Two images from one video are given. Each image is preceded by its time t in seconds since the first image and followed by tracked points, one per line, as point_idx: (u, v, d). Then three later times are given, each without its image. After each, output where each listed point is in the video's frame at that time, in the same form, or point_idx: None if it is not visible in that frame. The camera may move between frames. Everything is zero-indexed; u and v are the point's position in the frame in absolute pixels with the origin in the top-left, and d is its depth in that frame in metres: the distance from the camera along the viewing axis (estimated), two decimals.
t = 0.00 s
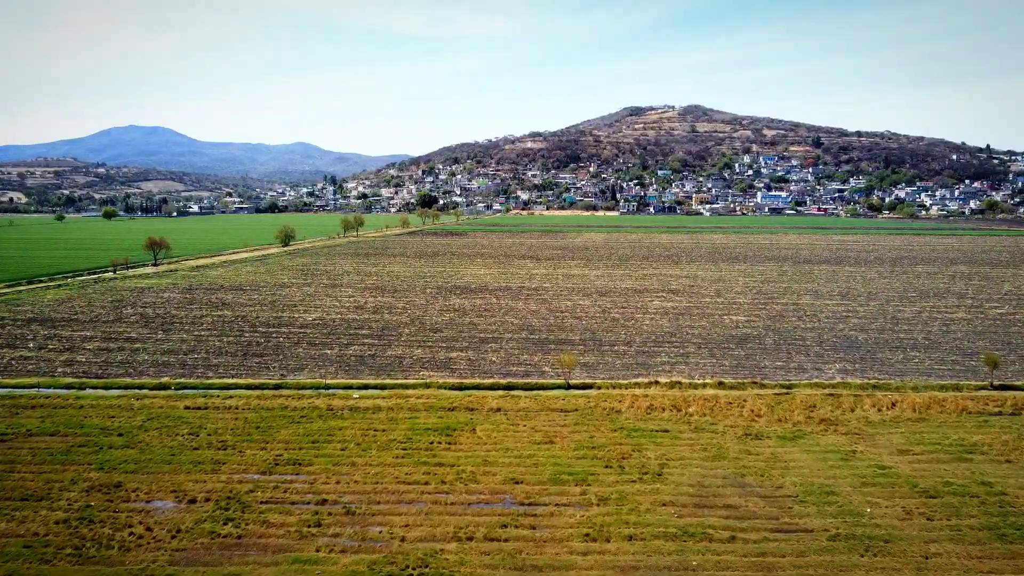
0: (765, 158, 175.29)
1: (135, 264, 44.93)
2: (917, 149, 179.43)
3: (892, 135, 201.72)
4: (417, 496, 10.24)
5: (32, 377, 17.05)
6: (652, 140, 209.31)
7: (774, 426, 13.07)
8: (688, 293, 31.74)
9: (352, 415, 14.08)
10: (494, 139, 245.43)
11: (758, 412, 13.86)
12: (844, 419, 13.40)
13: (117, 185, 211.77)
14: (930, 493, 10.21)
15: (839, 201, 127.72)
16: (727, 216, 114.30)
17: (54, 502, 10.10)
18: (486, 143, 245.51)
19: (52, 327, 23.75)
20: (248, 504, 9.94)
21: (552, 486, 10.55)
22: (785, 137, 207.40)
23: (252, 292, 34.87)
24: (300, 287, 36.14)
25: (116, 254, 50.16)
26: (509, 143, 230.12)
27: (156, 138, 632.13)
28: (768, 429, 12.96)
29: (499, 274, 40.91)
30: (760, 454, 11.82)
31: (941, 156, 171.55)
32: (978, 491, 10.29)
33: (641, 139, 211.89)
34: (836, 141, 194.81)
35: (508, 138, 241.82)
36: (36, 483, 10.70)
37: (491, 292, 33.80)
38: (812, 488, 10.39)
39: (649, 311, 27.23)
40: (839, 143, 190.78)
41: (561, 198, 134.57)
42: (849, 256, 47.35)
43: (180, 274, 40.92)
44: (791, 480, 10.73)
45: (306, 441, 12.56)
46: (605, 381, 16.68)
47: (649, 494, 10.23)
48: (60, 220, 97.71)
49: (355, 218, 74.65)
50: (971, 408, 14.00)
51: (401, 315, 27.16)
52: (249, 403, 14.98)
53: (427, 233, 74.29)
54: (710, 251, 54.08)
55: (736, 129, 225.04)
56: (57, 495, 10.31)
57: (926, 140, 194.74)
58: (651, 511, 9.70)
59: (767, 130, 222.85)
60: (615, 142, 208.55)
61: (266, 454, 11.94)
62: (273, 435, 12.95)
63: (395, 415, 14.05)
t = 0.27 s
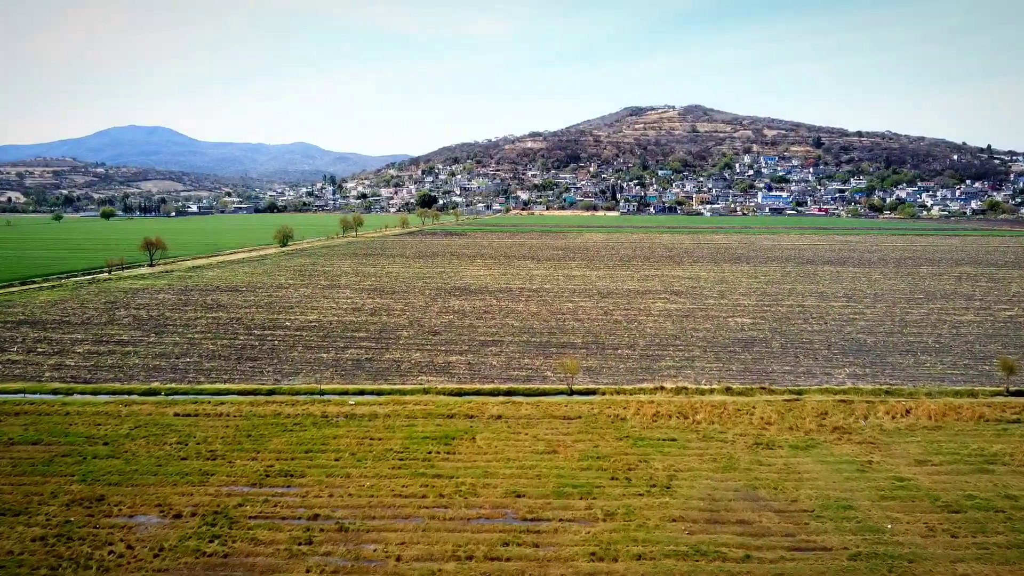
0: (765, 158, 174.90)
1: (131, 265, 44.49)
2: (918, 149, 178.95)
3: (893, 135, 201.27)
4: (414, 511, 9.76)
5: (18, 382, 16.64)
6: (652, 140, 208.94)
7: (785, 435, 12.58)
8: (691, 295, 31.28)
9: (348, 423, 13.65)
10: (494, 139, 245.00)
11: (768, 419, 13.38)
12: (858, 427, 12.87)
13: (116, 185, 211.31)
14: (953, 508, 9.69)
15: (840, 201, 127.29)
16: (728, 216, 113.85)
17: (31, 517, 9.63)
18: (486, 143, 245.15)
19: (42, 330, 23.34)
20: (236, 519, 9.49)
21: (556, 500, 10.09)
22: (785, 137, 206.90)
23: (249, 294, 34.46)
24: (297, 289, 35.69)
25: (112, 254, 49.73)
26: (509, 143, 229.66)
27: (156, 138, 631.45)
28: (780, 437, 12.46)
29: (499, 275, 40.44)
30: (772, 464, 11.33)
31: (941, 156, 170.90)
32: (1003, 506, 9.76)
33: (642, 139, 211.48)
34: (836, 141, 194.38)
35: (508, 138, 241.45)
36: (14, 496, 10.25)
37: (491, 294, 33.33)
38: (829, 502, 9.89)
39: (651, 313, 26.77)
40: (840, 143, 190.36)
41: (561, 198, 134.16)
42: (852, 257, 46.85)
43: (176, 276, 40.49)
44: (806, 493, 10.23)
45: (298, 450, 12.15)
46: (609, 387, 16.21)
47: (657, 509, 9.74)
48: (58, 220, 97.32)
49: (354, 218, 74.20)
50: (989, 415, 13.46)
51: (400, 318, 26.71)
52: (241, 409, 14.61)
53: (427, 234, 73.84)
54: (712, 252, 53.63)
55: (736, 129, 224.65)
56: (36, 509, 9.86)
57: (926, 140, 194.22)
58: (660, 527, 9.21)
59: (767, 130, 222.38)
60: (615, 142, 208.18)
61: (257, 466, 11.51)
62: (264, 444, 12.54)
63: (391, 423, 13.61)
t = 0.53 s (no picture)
0: (764, 158, 174.74)
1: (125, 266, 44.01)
2: (917, 149, 178.69)
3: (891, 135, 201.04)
4: (409, 528, 9.29)
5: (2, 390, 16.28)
6: (651, 140, 208.66)
7: (796, 444, 12.11)
8: (692, 296, 30.85)
9: (341, 432, 13.29)
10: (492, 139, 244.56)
11: (778, 427, 12.93)
12: (871, 435, 12.38)
13: (113, 186, 210.40)
14: (975, 524, 9.18)
15: (839, 201, 127.03)
16: (727, 216, 113.51)
17: (4, 535, 9.18)
18: (484, 143, 244.74)
19: (30, 335, 22.92)
20: (221, 536, 9.03)
21: (558, 515, 9.62)
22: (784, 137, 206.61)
23: (244, 298, 34.08)
24: (293, 292, 35.27)
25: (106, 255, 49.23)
26: (508, 143, 229.16)
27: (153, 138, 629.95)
28: (791, 447, 11.99)
29: (498, 276, 40.01)
30: (783, 477, 10.87)
31: (940, 156, 170.77)
32: None
33: (640, 139, 211.14)
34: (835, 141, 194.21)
35: (507, 138, 241.07)
36: None
37: (490, 296, 32.87)
38: (845, 517, 9.41)
39: (653, 315, 26.33)
40: (838, 143, 190.19)
41: (559, 199, 133.77)
42: (854, 257, 46.41)
43: (170, 277, 40.03)
44: (820, 508, 9.75)
45: (289, 460, 11.81)
46: (611, 394, 15.78)
47: (665, 525, 9.26)
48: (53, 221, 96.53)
49: (352, 218, 73.68)
50: (1006, 423, 12.93)
51: (396, 322, 26.27)
52: (230, 417, 14.33)
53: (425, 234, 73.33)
54: (712, 252, 53.24)
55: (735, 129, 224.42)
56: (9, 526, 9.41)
57: (925, 140, 194.14)
58: (669, 545, 8.74)
59: (766, 130, 222.15)
60: (614, 142, 207.87)
61: (245, 478, 11.10)
62: (253, 455, 12.19)
63: (386, 431, 13.27)
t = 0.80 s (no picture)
0: (762, 158, 174.49)
1: (118, 266, 43.50)
2: (916, 149, 178.50)
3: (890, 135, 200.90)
4: (403, 547, 8.83)
5: None
6: (649, 140, 208.37)
7: (808, 455, 11.65)
8: (693, 298, 30.43)
9: (333, 443, 13.05)
10: (490, 139, 244.01)
11: (788, 436, 12.48)
12: (885, 444, 11.91)
13: (110, 185, 209.35)
14: (1001, 542, 8.70)
15: (838, 201, 126.72)
16: (725, 217, 113.12)
17: None
18: (483, 143, 244.20)
19: (18, 339, 22.49)
20: (204, 557, 8.59)
21: (561, 532, 9.17)
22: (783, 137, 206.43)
23: (238, 300, 33.66)
24: (288, 295, 34.80)
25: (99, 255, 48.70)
26: (506, 142, 228.65)
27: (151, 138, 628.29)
28: (802, 458, 11.53)
29: (496, 277, 39.55)
30: (796, 489, 10.40)
31: (939, 156, 170.66)
32: None
33: (639, 139, 210.81)
34: (833, 141, 194.01)
35: (505, 138, 240.60)
36: None
37: (489, 298, 32.43)
38: (863, 535, 8.93)
39: (654, 318, 25.90)
40: (837, 143, 190.03)
41: (558, 198, 133.30)
42: (856, 257, 46.00)
43: (163, 278, 39.52)
44: (837, 524, 9.26)
45: (279, 473, 11.55)
46: (613, 400, 15.33)
47: (673, 544, 8.80)
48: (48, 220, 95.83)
49: (349, 218, 73.13)
50: None
51: (393, 325, 25.82)
52: (219, 426, 14.08)
53: (423, 235, 72.84)
54: (713, 253, 52.83)
55: (733, 129, 224.16)
56: None
57: (924, 140, 193.93)
58: (679, 566, 8.28)
59: (764, 130, 221.99)
60: (612, 142, 207.42)
61: (232, 492, 10.71)
62: (242, 467, 11.89)
63: (379, 441, 13.08)
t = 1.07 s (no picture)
0: (760, 158, 174.43)
1: (111, 267, 43.02)
2: (913, 150, 178.54)
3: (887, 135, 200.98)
4: (397, 569, 8.43)
5: None
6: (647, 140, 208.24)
7: (820, 466, 11.20)
8: (694, 300, 30.03)
9: (324, 453, 12.96)
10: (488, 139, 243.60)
11: (798, 446, 12.05)
12: (900, 455, 11.44)
13: (106, 185, 208.43)
14: None
15: (836, 202, 126.59)
16: (723, 217, 112.79)
17: None
18: (480, 143, 243.77)
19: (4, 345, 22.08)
20: None
21: (564, 551, 8.74)
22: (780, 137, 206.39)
23: (232, 303, 33.25)
24: (282, 298, 34.40)
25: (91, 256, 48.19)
26: (504, 142, 228.23)
27: (147, 138, 626.32)
28: (814, 469, 11.08)
29: (494, 278, 39.13)
30: (809, 504, 9.96)
31: (936, 157, 170.72)
32: None
33: (636, 139, 210.65)
34: (831, 141, 194.02)
35: (503, 138, 240.28)
36: None
37: (487, 300, 31.99)
38: (883, 554, 8.46)
39: (655, 321, 25.51)
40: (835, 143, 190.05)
41: (555, 199, 132.97)
42: (856, 258, 45.64)
43: (156, 280, 39.06)
44: (855, 543, 8.78)
45: (267, 486, 11.27)
46: (616, 408, 14.89)
47: (683, 565, 8.35)
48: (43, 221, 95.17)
49: (345, 218, 72.63)
50: None
51: (390, 332, 25.44)
52: (207, 435, 13.92)
53: (420, 235, 72.36)
54: (712, 254, 52.47)
55: (731, 129, 224.10)
56: None
57: (921, 140, 194.03)
58: None
59: (761, 130, 221.98)
60: (610, 142, 207.19)
61: (216, 507, 10.40)
62: (227, 480, 11.64)
63: (371, 453, 12.85)
